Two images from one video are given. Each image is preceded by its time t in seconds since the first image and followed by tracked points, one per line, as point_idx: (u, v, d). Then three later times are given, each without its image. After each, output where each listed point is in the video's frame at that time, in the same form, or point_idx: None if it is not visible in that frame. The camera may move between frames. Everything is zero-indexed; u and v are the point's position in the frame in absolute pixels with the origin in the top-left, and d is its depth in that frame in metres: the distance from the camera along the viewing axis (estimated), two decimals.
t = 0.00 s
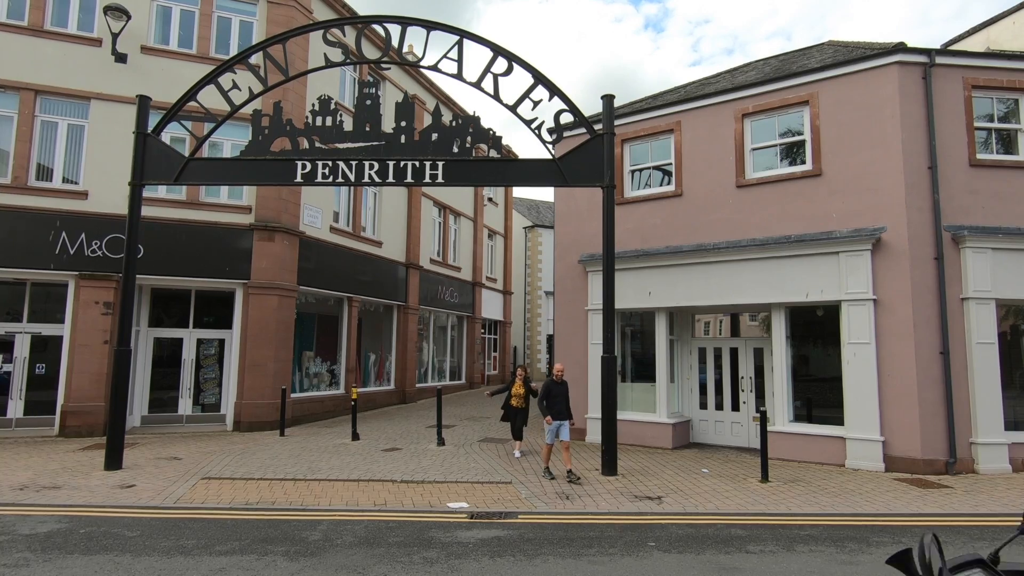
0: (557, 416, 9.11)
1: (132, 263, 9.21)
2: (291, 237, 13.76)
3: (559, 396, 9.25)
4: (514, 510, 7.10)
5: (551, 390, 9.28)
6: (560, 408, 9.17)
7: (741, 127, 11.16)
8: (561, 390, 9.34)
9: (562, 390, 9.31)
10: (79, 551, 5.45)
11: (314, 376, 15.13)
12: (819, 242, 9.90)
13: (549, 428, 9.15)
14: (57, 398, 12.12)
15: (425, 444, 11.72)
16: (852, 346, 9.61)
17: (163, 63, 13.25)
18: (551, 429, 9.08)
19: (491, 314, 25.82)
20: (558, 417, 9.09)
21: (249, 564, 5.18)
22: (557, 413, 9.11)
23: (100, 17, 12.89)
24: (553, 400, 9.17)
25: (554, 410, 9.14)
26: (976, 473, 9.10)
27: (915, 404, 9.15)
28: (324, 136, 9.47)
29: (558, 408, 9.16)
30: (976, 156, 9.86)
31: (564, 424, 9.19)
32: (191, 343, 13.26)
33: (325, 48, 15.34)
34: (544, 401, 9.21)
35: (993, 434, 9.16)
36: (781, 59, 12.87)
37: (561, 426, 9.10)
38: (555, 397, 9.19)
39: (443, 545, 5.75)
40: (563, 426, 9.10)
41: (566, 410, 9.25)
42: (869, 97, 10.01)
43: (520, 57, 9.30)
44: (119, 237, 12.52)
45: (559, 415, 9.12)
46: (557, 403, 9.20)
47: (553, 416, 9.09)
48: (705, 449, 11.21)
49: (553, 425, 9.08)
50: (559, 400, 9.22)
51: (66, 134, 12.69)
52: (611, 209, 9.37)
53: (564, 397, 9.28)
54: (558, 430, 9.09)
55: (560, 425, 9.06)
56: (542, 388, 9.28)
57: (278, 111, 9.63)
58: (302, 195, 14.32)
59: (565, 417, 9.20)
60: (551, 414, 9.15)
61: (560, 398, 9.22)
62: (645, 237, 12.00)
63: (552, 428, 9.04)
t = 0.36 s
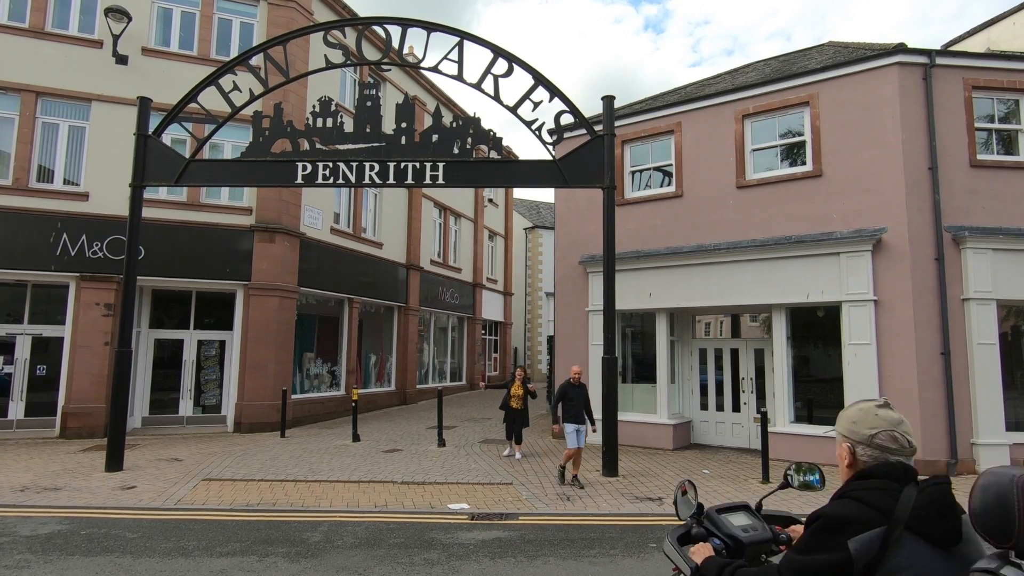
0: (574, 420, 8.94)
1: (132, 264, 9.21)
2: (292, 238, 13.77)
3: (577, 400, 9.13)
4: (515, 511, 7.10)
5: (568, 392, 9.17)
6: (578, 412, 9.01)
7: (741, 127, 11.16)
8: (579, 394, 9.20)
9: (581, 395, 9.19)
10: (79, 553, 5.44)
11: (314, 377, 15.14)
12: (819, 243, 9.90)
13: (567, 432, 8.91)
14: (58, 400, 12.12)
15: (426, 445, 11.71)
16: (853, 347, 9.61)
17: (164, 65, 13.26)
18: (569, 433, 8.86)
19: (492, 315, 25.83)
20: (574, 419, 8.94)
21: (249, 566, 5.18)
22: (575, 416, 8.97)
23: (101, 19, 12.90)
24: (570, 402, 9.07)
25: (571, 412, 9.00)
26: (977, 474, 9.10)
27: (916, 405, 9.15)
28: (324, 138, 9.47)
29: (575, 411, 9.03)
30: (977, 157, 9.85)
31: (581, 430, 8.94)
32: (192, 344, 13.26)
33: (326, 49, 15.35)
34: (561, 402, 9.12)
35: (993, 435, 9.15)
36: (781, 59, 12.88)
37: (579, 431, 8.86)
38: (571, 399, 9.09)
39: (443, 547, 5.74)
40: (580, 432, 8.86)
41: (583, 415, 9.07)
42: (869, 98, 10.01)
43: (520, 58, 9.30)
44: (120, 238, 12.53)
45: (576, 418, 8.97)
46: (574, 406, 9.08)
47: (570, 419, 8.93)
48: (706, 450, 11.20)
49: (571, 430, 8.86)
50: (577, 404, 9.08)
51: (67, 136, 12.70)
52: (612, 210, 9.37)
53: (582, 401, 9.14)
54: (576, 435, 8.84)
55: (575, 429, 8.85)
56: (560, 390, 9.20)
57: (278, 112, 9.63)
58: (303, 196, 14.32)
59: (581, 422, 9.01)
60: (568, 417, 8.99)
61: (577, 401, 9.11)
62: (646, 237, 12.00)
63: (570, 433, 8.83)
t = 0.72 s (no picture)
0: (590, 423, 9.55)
1: (133, 265, 9.21)
2: (293, 239, 13.79)
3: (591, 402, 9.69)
4: (516, 512, 7.10)
5: (581, 397, 9.72)
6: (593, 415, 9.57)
7: (742, 128, 11.16)
8: (592, 397, 9.75)
9: (594, 397, 9.75)
10: (80, 553, 5.44)
11: (315, 378, 15.14)
12: (820, 243, 9.89)
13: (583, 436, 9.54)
14: (59, 400, 12.13)
15: (427, 446, 11.71)
16: (854, 348, 9.60)
17: (165, 66, 13.27)
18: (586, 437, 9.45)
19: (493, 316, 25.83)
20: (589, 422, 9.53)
21: (250, 566, 5.18)
22: (589, 419, 9.59)
23: (102, 20, 12.91)
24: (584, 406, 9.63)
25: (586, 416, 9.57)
26: (978, 474, 9.08)
27: (917, 406, 9.13)
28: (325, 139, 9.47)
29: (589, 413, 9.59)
30: (978, 157, 9.84)
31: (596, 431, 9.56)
32: (192, 345, 13.26)
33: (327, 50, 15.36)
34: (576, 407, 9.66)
35: (995, 435, 9.14)
36: (781, 60, 12.89)
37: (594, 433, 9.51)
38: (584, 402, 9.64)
39: (444, 547, 5.74)
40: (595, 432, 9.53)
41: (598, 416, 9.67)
42: (870, 98, 10.01)
43: (521, 58, 9.30)
44: (121, 239, 12.54)
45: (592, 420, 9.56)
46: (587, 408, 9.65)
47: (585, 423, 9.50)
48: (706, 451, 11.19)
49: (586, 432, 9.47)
50: (591, 407, 9.63)
51: (67, 136, 12.72)
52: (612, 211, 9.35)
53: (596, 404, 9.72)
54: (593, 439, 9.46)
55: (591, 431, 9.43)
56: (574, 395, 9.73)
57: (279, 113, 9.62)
58: (303, 197, 14.34)
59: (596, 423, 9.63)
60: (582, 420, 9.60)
61: (590, 404, 9.64)
62: (646, 238, 12.00)
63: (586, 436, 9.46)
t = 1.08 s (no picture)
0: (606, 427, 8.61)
1: (134, 266, 9.23)
2: (294, 240, 13.80)
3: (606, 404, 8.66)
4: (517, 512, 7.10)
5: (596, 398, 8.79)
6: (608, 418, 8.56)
7: (743, 128, 11.15)
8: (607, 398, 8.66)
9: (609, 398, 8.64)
10: (81, 554, 5.45)
11: (316, 378, 15.15)
12: (822, 244, 9.89)
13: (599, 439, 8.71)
14: (61, 401, 12.15)
15: (428, 446, 11.70)
16: (855, 348, 9.60)
17: (166, 66, 13.29)
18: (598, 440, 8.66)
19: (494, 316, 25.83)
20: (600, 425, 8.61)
21: (251, 566, 5.18)
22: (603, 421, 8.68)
23: (104, 21, 12.93)
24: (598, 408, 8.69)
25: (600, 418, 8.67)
26: (981, 474, 9.06)
27: (919, 406, 9.12)
28: (326, 139, 9.47)
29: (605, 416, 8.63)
30: (979, 157, 9.83)
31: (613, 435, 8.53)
32: (194, 345, 13.26)
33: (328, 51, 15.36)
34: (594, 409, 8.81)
35: (997, 436, 9.13)
36: (782, 60, 12.88)
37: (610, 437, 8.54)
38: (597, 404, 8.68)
39: (446, 548, 5.74)
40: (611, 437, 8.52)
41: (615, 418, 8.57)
42: (871, 98, 10.00)
43: (522, 59, 9.30)
44: (123, 240, 12.55)
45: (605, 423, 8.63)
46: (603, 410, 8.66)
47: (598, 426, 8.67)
48: (708, 451, 11.18)
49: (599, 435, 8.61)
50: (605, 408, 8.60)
51: (69, 137, 12.74)
52: (613, 211, 9.35)
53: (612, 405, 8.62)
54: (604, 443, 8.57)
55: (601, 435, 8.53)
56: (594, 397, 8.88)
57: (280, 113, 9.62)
58: (304, 197, 14.35)
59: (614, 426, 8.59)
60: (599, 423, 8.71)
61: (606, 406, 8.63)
62: (647, 238, 11.99)
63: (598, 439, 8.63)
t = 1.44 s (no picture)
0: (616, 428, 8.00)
1: (136, 266, 9.24)
2: (295, 240, 13.80)
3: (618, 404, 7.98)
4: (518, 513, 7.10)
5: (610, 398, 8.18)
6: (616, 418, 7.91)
7: (744, 128, 11.14)
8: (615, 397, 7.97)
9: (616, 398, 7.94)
10: (83, 554, 5.45)
11: (317, 378, 15.15)
12: (823, 243, 9.87)
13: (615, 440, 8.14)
14: (63, 401, 12.16)
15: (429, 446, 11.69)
16: (857, 348, 9.58)
17: (167, 67, 13.30)
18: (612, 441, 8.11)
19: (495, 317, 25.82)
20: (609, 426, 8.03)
21: (253, 566, 5.19)
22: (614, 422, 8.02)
23: (105, 21, 12.95)
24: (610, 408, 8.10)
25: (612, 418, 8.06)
26: (983, 474, 9.04)
27: (921, 406, 9.11)
28: (327, 139, 9.47)
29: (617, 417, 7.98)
30: (982, 156, 9.81)
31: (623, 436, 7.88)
32: (195, 345, 13.27)
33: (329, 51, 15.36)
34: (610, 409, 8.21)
35: (999, 436, 9.11)
36: (783, 59, 12.86)
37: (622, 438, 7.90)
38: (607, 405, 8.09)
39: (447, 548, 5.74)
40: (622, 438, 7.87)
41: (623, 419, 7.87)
42: (872, 97, 9.99)
43: (523, 59, 9.30)
44: (124, 240, 12.56)
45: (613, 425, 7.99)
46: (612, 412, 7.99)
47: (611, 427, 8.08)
48: (710, 451, 11.17)
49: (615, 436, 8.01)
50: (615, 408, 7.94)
51: (71, 138, 12.76)
52: (614, 211, 9.35)
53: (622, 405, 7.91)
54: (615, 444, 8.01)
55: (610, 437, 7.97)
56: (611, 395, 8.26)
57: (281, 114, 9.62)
58: (306, 198, 14.36)
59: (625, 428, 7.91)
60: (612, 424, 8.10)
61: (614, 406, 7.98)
62: (649, 238, 11.99)
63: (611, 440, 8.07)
